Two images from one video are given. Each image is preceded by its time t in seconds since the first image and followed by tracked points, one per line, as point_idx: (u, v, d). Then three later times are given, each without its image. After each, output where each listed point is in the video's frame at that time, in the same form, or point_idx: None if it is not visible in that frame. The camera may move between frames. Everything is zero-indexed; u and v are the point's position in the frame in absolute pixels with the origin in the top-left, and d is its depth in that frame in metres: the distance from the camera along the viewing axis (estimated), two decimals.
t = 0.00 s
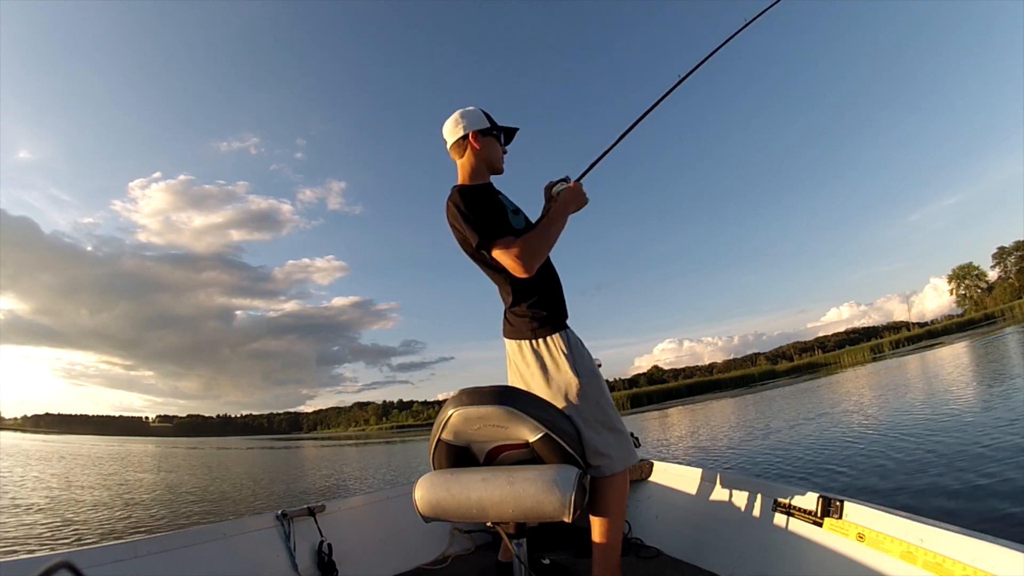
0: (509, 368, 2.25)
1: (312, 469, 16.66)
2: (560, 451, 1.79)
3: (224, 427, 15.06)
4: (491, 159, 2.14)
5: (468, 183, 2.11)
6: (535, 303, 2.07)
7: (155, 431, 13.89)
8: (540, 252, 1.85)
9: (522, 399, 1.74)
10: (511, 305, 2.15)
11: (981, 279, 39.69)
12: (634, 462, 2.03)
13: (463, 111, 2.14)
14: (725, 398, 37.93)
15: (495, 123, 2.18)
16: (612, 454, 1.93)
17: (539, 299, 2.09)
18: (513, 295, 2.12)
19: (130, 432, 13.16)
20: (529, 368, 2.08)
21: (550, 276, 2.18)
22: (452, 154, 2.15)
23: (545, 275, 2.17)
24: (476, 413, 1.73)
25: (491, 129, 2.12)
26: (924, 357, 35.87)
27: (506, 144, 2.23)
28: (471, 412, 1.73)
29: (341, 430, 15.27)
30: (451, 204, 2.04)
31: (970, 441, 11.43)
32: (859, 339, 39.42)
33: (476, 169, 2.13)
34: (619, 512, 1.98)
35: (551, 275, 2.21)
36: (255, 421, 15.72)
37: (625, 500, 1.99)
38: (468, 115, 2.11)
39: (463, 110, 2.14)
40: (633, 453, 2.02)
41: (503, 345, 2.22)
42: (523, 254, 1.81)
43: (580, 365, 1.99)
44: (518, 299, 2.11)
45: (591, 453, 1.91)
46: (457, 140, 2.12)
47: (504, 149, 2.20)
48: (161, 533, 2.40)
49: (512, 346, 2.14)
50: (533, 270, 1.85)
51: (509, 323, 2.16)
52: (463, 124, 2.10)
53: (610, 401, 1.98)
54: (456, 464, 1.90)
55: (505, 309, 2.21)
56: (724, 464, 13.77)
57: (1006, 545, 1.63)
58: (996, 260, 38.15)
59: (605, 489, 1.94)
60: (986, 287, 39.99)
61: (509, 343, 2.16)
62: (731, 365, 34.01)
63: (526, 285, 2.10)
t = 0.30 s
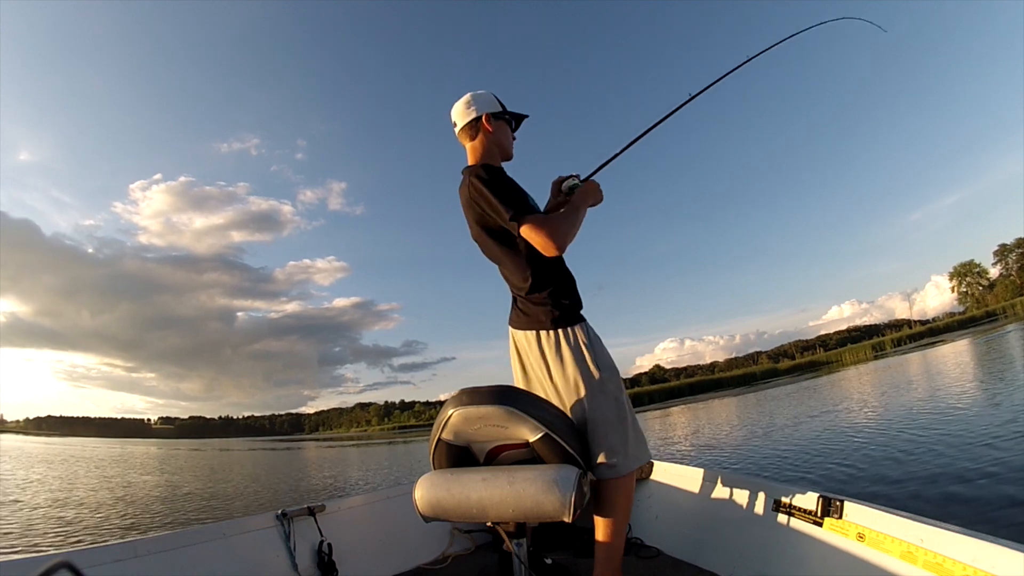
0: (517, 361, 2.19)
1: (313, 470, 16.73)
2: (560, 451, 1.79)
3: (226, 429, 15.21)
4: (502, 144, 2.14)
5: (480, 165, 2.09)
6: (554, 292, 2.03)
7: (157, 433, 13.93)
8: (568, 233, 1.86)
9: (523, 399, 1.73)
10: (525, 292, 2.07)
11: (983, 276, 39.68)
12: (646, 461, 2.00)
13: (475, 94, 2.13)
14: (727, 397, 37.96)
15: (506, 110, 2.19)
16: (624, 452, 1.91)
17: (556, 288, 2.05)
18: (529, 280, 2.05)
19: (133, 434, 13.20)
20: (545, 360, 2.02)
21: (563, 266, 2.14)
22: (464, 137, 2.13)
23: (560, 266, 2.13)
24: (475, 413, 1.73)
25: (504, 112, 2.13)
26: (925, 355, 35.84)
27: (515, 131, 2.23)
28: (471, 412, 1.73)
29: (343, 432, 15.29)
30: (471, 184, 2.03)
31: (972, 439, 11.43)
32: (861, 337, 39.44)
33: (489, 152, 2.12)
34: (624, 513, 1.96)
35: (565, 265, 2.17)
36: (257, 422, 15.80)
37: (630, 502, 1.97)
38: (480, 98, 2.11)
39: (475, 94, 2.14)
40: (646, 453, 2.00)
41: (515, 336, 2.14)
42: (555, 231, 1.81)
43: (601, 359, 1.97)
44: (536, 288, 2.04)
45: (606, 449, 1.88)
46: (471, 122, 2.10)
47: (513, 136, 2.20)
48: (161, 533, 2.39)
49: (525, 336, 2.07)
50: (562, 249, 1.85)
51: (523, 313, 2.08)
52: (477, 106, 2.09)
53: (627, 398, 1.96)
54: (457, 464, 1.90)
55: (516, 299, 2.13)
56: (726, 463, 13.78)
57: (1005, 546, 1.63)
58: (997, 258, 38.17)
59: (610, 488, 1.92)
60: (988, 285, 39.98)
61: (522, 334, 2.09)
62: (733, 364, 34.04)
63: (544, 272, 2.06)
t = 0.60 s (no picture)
0: (524, 356, 2.15)
1: (315, 474, 16.73)
2: (560, 451, 1.79)
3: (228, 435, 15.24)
4: (504, 137, 2.14)
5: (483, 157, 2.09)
6: (564, 286, 2.00)
7: (159, 441, 13.91)
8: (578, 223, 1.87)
9: (523, 399, 1.74)
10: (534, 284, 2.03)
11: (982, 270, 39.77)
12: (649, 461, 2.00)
13: (474, 87, 2.13)
14: (729, 396, 38.01)
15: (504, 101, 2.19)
16: (629, 452, 1.90)
17: (565, 283, 2.02)
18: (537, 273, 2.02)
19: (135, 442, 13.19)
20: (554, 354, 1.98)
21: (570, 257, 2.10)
22: (465, 129, 2.12)
23: (569, 261, 2.10)
24: (475, 413, 1.73)
25: (505, 105, 2.13)
26: (926, 350, 35.92)
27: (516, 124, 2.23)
28: (471, 412, 1.73)
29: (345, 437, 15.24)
30: (477, 174, 2.02)
31: (974, 433, 11.44)
32: (861, 333, 39.53)
33: (492, 144, 2.12)
34: (626, 512, 1.95)
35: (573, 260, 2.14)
36: (258, 428, 15.82)
37: (633, 501, 1.97)
38: (480, 91, 2.11)
39: (474, 86, 2.13)
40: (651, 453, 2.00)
41: (523, 329, 2.09)
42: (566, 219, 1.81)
43: (612, 356, 1.97)
44: (545, 282, 2.01)
45: (615, 446, 1.87)
46: (472, 114, 2.10)
47: (514, 130, 2.20)
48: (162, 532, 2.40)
49: (534, 330, 2.03)
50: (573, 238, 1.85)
51: (532, 306, 2.04)
52: (477, 99, 2.09)
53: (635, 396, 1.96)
54: (457, 464, 1.90)
55: (524, 293, 2.09)
56: (728, 461, 13.81)
57: (1005, 546, 1.63)
58: (996, 252, 38.25)
59: (612, 487, 1.91)
60: (987, 279, 40.05)
61: (532, 327, 2.04)
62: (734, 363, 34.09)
63: (552, 266, 2.04)
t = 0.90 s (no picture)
0: (532, 355, 2.16)
1: (316, 476, 16.71)
2: (560, 450, 1.79)
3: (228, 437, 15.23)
4: (505, 136, 2.14)
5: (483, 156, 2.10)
6: (570, 284, 2.00)
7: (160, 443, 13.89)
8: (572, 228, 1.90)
9: (524, 400, 1.74)
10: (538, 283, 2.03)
11: (983, 269, 39.82)
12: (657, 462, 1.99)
13: (474, 84, 2.12)
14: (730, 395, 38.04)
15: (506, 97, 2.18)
16: (634, 454, 1.88)
17: (573, 278, 2.03)
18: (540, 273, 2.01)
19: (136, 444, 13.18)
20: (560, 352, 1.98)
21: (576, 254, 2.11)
22: (466, 127, 2.13)
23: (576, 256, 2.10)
24: (476, 413, 1.73)
25: (506, 102, 2.13)
26: (927, 349, 35.88)
27: (517, 122, 2.23)
28: (471, 412, 1.73)
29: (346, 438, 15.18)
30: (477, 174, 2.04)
31: (975, 432, 11.45)
32: (863, 332, 39.54)
33: (493, 142, 2.12)
34: (630, 512, 1.95)
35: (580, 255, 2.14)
36: (259, 430, 15.80)
37: (638, 501, 1.97)
38: (480, 89, 2.10)
39: (474, 83, 2.12)
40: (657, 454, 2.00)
41: (533, 327, 2.09)
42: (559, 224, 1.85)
43: (620, 355, 1.96)
44: (552, 279, 2.01)
45: (621, 446, 1.87)
46: (471, 113, 2.10)
47: (516, 126, 2.20)
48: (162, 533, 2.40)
49: (542, 328, 2.04)
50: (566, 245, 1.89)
51: (540, 305, 2.05)
52: (475, 97, 2.09)
53: (643, 395, 1.96)
54: (457, 464, 1.89)
55: (531, 291, 2.10)
56: (730, 461, 13.83)
57: (1006, 546, 1.62)
58: (997, 250, 38.25)
59: (616, 487, 1.91)
60: (988, 277, 40.04)
61: (540, 325, 2.05)
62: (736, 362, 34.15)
63: (560, 262, 2.03)
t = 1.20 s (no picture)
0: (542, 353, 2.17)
1: (318, 475, 16.74)
2: (560, 450, 1.78)
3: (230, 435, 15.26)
4: (507, 138, 2.14)
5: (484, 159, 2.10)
6: (579, 283, 2.00)
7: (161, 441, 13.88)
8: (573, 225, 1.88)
9: (523, 399, 1.74)
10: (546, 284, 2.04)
11: (984, 270, 39.78)
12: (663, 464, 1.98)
13: (475, 87, 2.12)
14: (730, 395, 38.06)
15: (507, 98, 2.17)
16: (640, 455, 1.88)
17: (582, 277, 2.02)
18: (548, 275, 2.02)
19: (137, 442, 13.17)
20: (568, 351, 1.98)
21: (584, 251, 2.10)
22: (468, 131, 2.13)
23: (585, 253, 2.09)
24: (475, 413, 1.72)
25: (507, 104, 2.12)
26: (928, 349, 35.81)
27: (520, 123, 2.22)
28: (471, 412, 1.73)
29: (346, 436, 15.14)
30: (478, 178, 2.03)
31: (976, 433, 11.44)
32: (864, 333, 39.53)
33: (495, 144, 2.12)
34: (633, 513, 1.95)
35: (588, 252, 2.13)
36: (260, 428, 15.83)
37: (641, 502, 1.97)
38: (481, 92, 2.10)
39: (475, 86, 2.12)
40: (664, 456, 1.98)
41: (542, 327, 2.10)
42: (561, 222, 1.83)
43: (628, 354, 1.96)
44: (560, 278, 2.01)
45: (626, 446, 1.87)
46: (473, 116, 2.10)
47: (518, 129, 2.19)
48: (161, 533, 2.40)
49: (550, 327, 2.05)
50: (566, 244, 1.87)
51: (548, 304, 2.05)
52: (476, 100, 2.09)
53: (650, 397, 1.95)
54: (457, 464, 1.89)
55: (540, 290, 2.09)
56: (730, 461, 13.84)
57: (1006, 546, 1.62)
58: (999, 251, 38.20)
59: (619, 488, 1.90)
60: (990, 278, 39.97)
61: (549, 325, 2.06)
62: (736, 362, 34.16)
63: (567, 261, 2.02)
